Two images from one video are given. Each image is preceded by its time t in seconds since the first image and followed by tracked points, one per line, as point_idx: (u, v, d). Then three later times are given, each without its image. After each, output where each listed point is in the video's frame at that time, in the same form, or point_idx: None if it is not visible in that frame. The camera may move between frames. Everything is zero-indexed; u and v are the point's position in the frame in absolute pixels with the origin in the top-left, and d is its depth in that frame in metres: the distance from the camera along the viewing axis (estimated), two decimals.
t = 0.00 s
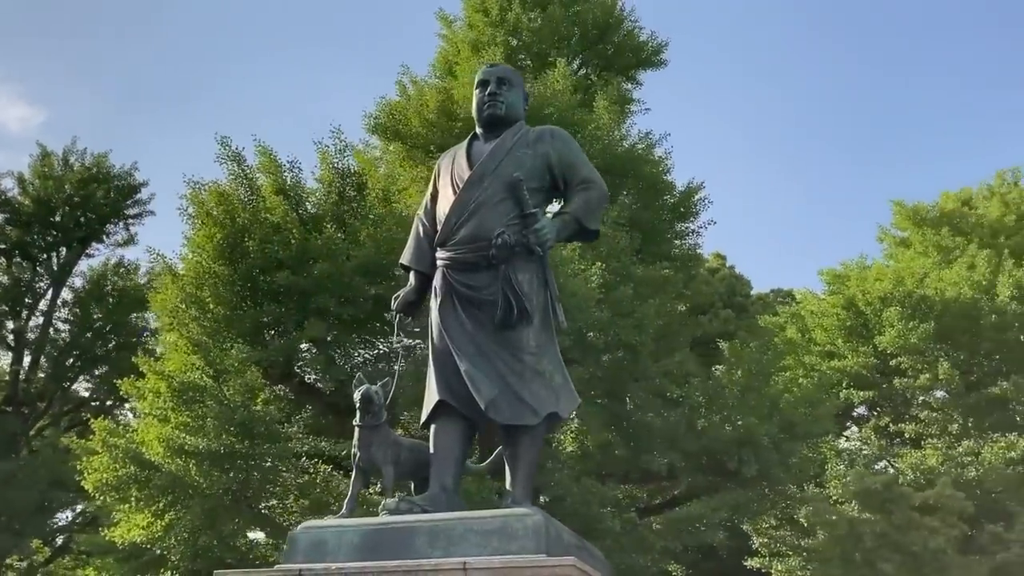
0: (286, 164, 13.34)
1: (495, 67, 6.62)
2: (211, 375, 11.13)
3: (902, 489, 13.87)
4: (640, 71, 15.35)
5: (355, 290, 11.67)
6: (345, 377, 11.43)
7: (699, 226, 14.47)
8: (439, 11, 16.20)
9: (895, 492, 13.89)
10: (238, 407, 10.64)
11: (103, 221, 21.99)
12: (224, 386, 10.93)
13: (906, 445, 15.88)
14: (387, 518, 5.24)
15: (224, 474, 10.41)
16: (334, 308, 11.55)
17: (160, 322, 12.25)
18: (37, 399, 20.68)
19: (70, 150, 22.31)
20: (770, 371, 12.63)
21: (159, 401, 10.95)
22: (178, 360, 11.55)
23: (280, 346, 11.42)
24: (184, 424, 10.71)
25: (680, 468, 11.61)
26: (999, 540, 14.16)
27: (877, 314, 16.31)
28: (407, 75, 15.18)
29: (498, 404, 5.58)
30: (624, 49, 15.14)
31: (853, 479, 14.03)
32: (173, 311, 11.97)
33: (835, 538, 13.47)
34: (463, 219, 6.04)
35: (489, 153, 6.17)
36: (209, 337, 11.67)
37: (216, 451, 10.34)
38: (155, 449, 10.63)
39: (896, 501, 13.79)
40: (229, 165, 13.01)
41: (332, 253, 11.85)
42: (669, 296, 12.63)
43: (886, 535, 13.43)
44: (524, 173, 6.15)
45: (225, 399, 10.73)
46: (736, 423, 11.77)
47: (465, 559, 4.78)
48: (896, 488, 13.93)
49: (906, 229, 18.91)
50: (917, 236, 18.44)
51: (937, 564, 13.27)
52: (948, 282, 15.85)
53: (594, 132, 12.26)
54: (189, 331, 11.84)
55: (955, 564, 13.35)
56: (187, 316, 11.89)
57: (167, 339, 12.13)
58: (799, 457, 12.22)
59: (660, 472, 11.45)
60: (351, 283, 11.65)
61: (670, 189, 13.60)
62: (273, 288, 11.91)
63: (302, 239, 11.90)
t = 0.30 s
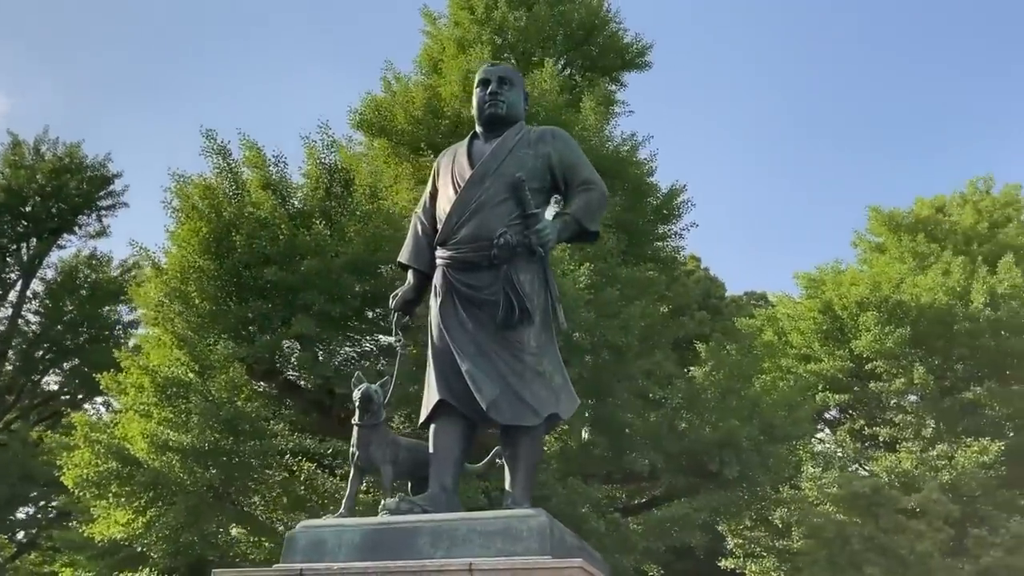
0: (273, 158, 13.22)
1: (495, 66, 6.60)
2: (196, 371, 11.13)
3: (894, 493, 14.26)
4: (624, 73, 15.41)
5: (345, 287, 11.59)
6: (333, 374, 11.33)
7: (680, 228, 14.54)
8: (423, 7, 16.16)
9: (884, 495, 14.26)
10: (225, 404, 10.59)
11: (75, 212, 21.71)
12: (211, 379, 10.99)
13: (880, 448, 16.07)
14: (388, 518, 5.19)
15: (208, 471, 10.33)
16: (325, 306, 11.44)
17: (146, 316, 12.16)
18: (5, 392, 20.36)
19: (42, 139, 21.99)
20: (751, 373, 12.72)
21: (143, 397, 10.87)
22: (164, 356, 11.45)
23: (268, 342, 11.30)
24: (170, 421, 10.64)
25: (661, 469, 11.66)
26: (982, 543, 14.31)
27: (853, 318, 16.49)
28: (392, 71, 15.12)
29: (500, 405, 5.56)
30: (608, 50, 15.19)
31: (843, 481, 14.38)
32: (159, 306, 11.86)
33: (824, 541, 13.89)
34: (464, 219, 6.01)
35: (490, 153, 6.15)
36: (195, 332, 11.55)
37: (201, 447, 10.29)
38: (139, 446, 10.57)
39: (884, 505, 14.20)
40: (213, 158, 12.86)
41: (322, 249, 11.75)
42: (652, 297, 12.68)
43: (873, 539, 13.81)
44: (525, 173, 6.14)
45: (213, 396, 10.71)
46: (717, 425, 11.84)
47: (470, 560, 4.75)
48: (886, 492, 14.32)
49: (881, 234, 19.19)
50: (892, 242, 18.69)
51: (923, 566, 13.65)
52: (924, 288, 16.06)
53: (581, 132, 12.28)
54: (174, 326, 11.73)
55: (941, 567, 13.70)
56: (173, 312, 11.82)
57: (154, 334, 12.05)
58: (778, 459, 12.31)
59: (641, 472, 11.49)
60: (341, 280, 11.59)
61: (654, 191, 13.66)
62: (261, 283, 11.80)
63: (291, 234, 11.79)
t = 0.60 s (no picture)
0: (259, 153, 13.10)
1: (495, 66, 6.59)
2: (181, 365, 10.86)
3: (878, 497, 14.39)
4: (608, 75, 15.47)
5: (334, 284, 11.57)
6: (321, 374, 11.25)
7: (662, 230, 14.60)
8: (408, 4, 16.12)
9: (873, 500, 14.37)
10: (211, 400, 10.38)
11: (47, 203, 21.41)
12: (194, 376, 10.74)
13: (855, 452, 16.25)
14: (389, 518, 5.17)
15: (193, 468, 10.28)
16: (314, 303, 11.43)
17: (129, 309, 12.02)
18: None
19: (14, 128, 21.66)
20: (732, 375, 12.80)
21: (125, 393, 10.74)
22: (148, 349, 11.30)
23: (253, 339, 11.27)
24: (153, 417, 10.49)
25: (643, 470, 11.70)
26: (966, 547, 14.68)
27: (830, 322, 16.67)
28: (376, 67, 15.06)
29: (500, 406, 5.55)
30: (594, 52, 15.24)
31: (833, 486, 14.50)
32: (144, 299, 11.71)
33: (809, 543, 14.00)
34: (465, 218, 5.98)
35: (491, 153, 6.13)
36: (180, 327, 11.40)
37: (185, 445, 10.23)
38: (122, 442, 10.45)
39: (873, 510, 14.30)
40: (199, 151, 12.72)
41: (312, 246, 11.68)
42: (636, 298, 12.73)
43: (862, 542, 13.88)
44: (527, 173, 6.13)
45: (197, 392, 10.47)
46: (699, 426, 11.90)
47: (475, 561, 4.74)
48: (871, 496, 14.48)
49: (857, 239, 19.43)
50: (868, 247, 18.91)
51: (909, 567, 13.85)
52: (900, 293, 16.26)
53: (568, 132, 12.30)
54: (159, 320, 11.59)
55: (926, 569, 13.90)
56: (158, 306, 11.66)
57: (137, 327, 11.90)
58: (758, 461, 12.40)
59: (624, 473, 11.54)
60: (329, 278, 11.55)
61: (638, 193, 13.72)
62: (248, 279, 11.69)
63: (280, 230, 11.69)
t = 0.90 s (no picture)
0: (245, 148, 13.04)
1: (494, 65, 6.58)
2: (166, 361, 10.95)
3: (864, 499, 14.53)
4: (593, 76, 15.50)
5: (323, 283, 11.57)
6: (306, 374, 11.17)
7: (645, 232, 14.65)
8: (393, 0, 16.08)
9: (860, 502, 14.44)
10: (197, 396, 10.39)
11: (20, 194, 21.11)
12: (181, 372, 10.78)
13: (830, 454, 16.41)
14: (388, 517, 5.15)
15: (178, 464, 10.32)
16: (303, 300, 11.42)
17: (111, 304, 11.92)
18: None
19: None
20: (713, 377, 12.88)
21: (105, 390, 10.70)
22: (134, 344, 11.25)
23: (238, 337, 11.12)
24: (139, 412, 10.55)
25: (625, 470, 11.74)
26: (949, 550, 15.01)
27: (808, 326, 16.83)
28: (361, 62, 15.03)
29: (500, 405, 5.54)
30: (579, 53, 15.26)
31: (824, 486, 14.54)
32: (128, 294, 11.62)
33: (794, 545, 14.05)
34: (464, 217, 5.97)
35: (492, 152, 6.12)
36: (165, 322, 11.31)
37: (169, 441, 10.23)
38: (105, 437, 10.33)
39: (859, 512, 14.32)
40: (184, 144, 12.63)
41: (302, 243, 11.61)
42: (620, 299, 12.77)
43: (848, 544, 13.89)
44: (527, 173, 6.13)
45: (184, 387, 10.52)
46: (681, 427, 11.96)
47: (477, 561, 4.74)
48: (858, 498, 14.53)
49: (833, 244, 19.65)
50: (845, 252, 19.12)
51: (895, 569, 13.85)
52: (877, 298, 16.44)
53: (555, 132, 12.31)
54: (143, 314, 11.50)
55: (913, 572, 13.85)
56: (143, 301, 11.56)
57: (122, 322, 11.79)
58: (738, 462, 12.48)
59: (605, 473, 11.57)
60: (318, 275, 11.51)
61: (622, 194, 13.76)
62: (236, 274, 11.60)
63: (270, 226, 11.63)
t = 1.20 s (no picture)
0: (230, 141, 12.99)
1: (495, 64, 6.56)
2: (152, 356, 10.84)
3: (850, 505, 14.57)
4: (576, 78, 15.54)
5: (313, 283, 11.58)
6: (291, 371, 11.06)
7: (625, 234, 14.72)
8: None
9: (845, 506, 14.51)
10: (181, 391, 10.21)
11: None
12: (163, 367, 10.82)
13: (803, 457, 16.59)
14: (390, 518, 5.13)
15: (161, 460, 10.21)
16: (290, 298, 11.39)
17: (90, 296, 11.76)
18: None
19: None
20: (692, 379, 12.97)
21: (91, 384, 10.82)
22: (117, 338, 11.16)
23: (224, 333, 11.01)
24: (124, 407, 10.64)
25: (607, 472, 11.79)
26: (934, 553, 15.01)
27: (783, 329, 17.03)
28: (343, 57, 15.02)
29: (501, 407, 5.53)
30: (563, 54, 15.29)
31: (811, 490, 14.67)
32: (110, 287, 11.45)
33: (780, 549, 14.19)
34: (466, 218, 5.95)
35: (494, 152, 6.10)
36: (150, 316, 11.20)
37: (153, 437, 10.20)
38: (88, 433, 10.38)
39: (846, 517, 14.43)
40: (168, 136, 12.53)
41: (291, 240, 11.66)
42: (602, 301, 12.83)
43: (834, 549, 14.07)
44: (528, 174, 6.12)
45: (168, 383, 10.31)
46: (662, 429, 12.03)
47: (482, 563, 4.73)
48: (845, 502, 14.63)
49: (808, 249, 19.90)
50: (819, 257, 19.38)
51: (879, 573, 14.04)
52: (851, 303, 16.66)
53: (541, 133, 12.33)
54: (126, 308, 11.35)
55: None
56: (128, 295, 11.36)
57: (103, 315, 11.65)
58: (716, 464, 12.59)
59: (587, 474, 11.60)
60: (308, 277, 11.56)
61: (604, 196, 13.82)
62: (223, 269, 11.59)
63: (259, 221, 11.64)
